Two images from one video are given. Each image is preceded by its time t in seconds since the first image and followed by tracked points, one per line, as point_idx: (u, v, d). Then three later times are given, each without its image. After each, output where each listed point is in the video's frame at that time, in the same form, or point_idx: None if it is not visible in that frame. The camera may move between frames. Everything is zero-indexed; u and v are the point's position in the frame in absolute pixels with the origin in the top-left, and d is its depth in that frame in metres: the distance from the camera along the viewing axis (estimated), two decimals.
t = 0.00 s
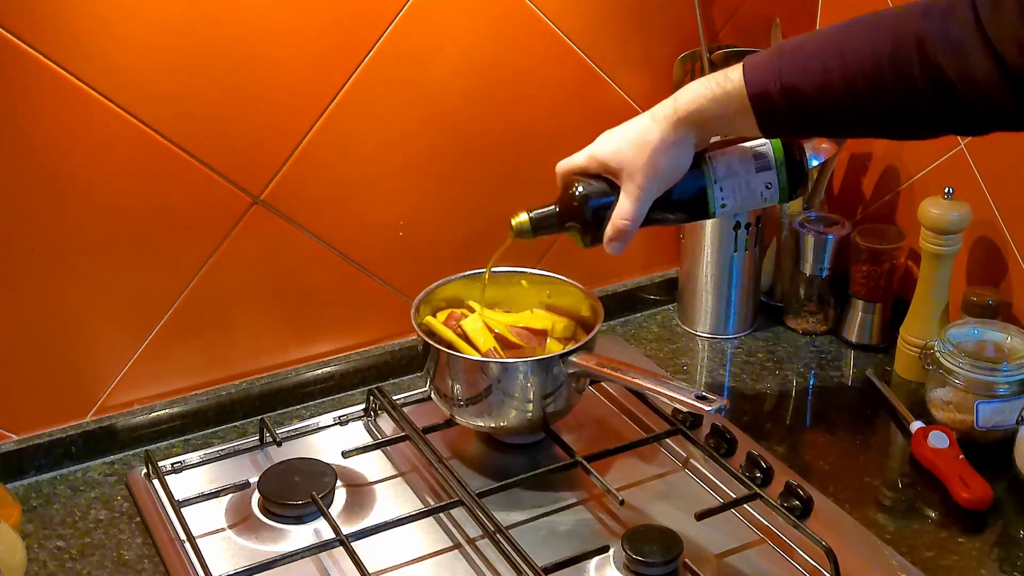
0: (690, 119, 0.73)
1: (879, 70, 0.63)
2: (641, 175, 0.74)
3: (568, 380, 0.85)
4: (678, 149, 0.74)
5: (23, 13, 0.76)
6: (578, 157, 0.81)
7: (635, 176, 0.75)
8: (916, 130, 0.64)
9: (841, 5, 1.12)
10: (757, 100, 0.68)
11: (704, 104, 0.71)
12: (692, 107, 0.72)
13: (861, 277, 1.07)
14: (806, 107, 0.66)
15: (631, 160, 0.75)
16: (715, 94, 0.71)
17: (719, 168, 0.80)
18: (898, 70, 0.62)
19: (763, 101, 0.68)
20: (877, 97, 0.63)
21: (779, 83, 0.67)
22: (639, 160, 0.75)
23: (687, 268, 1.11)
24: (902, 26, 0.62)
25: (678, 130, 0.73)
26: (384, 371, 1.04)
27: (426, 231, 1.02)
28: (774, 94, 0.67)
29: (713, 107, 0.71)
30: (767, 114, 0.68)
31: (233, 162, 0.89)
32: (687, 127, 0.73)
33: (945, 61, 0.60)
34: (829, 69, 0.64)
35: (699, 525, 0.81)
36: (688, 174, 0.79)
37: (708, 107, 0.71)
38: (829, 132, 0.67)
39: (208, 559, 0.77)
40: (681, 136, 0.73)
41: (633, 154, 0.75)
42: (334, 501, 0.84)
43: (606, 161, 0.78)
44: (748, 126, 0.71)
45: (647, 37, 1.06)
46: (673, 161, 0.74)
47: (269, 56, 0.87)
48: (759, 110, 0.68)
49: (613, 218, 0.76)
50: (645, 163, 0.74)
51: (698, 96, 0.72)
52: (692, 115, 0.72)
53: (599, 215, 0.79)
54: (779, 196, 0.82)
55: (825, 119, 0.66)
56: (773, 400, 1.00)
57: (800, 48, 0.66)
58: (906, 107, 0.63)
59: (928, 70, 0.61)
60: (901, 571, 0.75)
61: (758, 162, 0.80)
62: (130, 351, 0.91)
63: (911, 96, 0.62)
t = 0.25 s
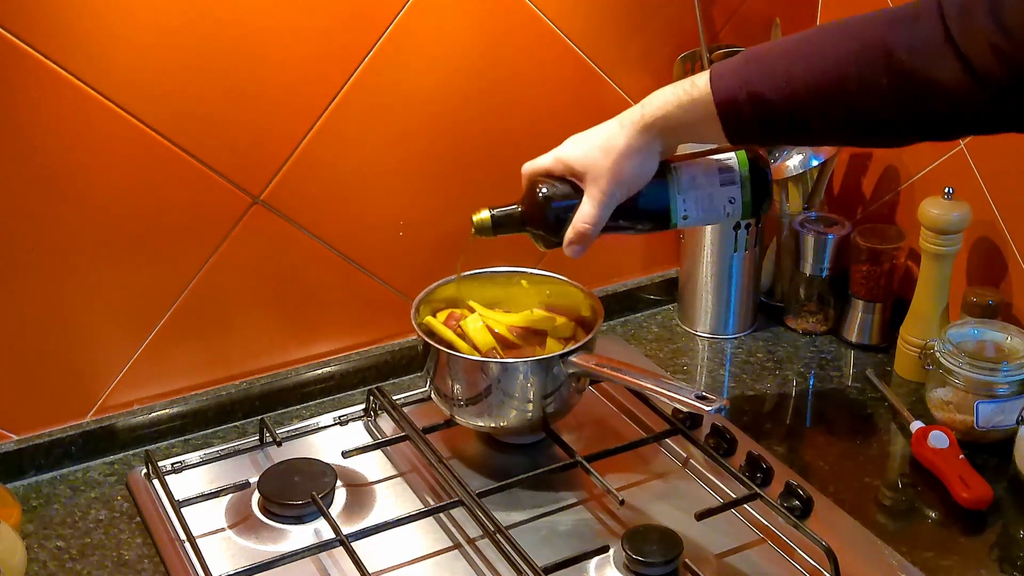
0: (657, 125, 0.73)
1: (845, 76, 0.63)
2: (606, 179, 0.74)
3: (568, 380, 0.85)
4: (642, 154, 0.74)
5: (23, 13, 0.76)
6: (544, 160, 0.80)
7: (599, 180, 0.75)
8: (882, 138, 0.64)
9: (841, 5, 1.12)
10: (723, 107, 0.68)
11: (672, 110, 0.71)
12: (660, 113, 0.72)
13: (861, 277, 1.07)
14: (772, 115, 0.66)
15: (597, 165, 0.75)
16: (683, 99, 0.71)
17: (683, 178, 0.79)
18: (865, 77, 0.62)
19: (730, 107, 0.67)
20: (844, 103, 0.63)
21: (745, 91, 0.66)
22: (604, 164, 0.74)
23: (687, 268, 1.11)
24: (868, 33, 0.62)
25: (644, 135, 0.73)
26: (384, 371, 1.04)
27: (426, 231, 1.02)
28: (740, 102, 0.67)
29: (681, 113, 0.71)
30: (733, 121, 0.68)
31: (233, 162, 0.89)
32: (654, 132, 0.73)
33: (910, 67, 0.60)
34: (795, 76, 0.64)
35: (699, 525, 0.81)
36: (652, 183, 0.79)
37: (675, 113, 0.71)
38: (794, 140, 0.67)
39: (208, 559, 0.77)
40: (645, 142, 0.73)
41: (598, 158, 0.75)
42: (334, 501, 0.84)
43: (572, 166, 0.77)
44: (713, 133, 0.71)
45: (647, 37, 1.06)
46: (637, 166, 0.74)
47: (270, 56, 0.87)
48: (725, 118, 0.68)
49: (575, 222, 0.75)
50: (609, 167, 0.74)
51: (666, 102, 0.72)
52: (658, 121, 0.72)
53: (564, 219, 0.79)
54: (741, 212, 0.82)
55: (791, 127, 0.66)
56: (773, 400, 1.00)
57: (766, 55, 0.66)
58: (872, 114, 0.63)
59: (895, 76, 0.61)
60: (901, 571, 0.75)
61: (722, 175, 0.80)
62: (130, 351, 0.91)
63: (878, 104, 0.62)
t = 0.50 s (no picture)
0: (658, 125, 0.73)
1: (843, 78, 0.64)
2: (607, 177, 0.75)
3: (568, 380, 0.85)
4: (643, 153, 0.74)
5: (24, 13, 0.76)
6: (545, 156, 0.81)
7: (601, 178, 0.75)
8: (880, 140, 0.65)
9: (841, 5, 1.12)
10: (722, 108, 0.69)
11: (673, 111, 0.72)
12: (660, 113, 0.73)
13: (860, 277, 1.07)
14: (771, 115, 0.67)
15: (599, 163, 0.76)
16: (684, 101, 0.72)
17: (685, 179, 0.79)
18: (863, 79, 0.63)
19: (729, 108, 0.68)
20: (843, 105, 0.64)
21: (744, 92, 0.68)
22: (605, 162, 0.75)
23: (687, 268, 1.11)
24: (865, 36, 0.63)
25: (645, 134, 0.74)
26: (384, 371, 1.04)
27: (426, 231, 1.02)
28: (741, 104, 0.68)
29: (681, 113, 0.72)
30: (732, 121, 0.69)
31: (233, 162, 0.89)
32: (654, 132, 0.74)
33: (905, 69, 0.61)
34: (794, 78, 0.65)
35: (700, 525, 0.81)
36: (653, 182, 0.79)
37: (676, 113, 0.72)
38: (794, 140, 0.68)
39: (208, 560, 0.77)
40: (646, 140, 0.74)
41: (599, 157, 0.76)
42: (334, 502, 0.84)
43: (573, 163, 0.78)
44: (713, 134, 0.72)
45: (647, 37, 1.06)
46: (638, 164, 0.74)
47: (270, 57, 0.87)
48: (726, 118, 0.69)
49: (577, 219, 0.75)
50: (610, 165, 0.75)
51: (666, 103, 0.73)
52: (659, 121, 0.73)
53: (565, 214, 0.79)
54: (742, 214, 0.82)
55: (791, 128, 0.67)
56: (773, 400, 1.00)
57: (765, 57, 0.67)
58: (870, 116, 0.64)
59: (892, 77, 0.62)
60: (901, 571, 0.75)
61: (725, 178, 0.80)
62: (130, 351, 0.91)
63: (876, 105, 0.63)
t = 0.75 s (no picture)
0: (700, 118, 0.74)
1: (887, 75, 0.64)
2: (647, 170, 0.75)
3: (568, 380, 0.85)
4: (684, 146, 0.75)
5: (23, 13, 0.76)
6: (585, 152, 0.82)
7: (641, 171, 0.75)
8: (922, 136, 0.66)
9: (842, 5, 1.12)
10: (766, 104, 0.70)
11: (716, 103, 0.73)
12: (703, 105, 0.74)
13: (860, 277, 1.07)
14: (815, 111, 0.68)
15: (640, 156, 0.76)
16: (727, 92, 0.72)
17: (725, 172, 0.80)
18: (907, 77, 0.64)
19: (773, 103, 0.69)
20: (885, 102, 0.65)
21: (788, 87, 0.68)
22: (646, 155, 0.75)
23: (687, 268, 1.11)
24: (910, 32, 0.64)
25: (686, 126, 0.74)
26: (384, 371, 1.04)
27: (426, 231, 1.02)
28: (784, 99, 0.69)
29: (724, 105, 0.72)
30: (775, 115, 0.70)
31: (233, 162, 0.89)
32: (696, 125, 0.74)
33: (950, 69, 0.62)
34: (838, 74, 0.66)
35: (699, 525, 0.81)
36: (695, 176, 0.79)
37: (719, 105, 0.73)
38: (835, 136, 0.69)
39: (208, 560, 0.77)
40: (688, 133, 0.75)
41: (640, 150, 0.76)
42: (334, 502, 0.84)
43: (613, 157, 0.78)
44: (755, 128, 0.72)
45: (647, 37, 1.06)
46: (681, 158, 0.75)
47: (269, 57, 0.87)
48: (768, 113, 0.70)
49: (618, 212, 0.76)
50: (650, 158, 0.75)
51: (710, 95, 0.73)
52: (701, 113, 0.74)
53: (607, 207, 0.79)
54: (785, 207, 0.82)
55: (833, 123, 0.68)
56: (773, 400, 1.00)
57: (810, 52, 0.68)
58: (913, 112, 0.65)
59: (936, 75, 0.63)
60: (901, 571, 0.75)
61: (765, 170, 0.81)
62: (130, 351, 0.91)
63: (919, 103, 0.64)
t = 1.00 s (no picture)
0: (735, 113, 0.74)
1: (922, 73, 0.65)
2: (682, 166, 0.75)
3: (568, 380, 0.85)
4: (721, 142, 0.75)
5: (23, 13, 0.76)
6: (618, 153, 0.83)
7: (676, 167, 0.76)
8: (955, 135, 0.67)
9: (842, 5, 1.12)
10: (803, 99, 0.70)
11: (753, 99, 0.73)
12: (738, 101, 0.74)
13: (860, 277, 1.07)
14: (851, 107, 0.68)
15: (675, 153, 0.76)
16: (764, 89, 0.73)
17: (760, 169, 0.79)
18: (942, 74, 0.64)
19: (809, 100, 0.70)
20: (920, 99, 0.66)
21: (824, 82, 0.69)
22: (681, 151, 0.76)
23: (687, 268, 1.11)
24: (947, 30, 0.64)
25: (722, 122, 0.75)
26: (384, 371, 1.04)
27: (425, 231, 1.02)
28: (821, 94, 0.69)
29: (760, 101, 0.73)
30: (811, 111, 0.70)
31: (232, 162, 0.89)
32: (732, 121, 0.75)
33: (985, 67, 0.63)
34: (874, 70, 0.67)
35: (699, 525, 0.81)
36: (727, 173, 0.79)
37: (754, 101, 0.73)
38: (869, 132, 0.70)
39: (208, 560, 0.77)
40: (725, 130, 0.75)
41: (674, 147, 0.76)
42: (334, 502, 0.84)
43: (648, 156, 0.79)
44: (791, 123, 0.73)
45: (647, 37, 1.06)
46: (718, 152, 0.75)
47: (269, 57, 0.87)
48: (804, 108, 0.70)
49: (653, 209, 0.76)
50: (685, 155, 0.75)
51: (745, 91, 0.74)
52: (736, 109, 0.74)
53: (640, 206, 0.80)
54: (820, 204, 0.80)
55: (868, 119, 0.68)
56: (773, 400, 1.00)
57: (846, 48, 0.68)
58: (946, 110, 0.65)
59: (972, 73, 0.63)
60: (901, 571, 0.75)
61: (799, 166, 0.79)
62: (130, 351, 0.91)
63: (954, 101, 0.65)
